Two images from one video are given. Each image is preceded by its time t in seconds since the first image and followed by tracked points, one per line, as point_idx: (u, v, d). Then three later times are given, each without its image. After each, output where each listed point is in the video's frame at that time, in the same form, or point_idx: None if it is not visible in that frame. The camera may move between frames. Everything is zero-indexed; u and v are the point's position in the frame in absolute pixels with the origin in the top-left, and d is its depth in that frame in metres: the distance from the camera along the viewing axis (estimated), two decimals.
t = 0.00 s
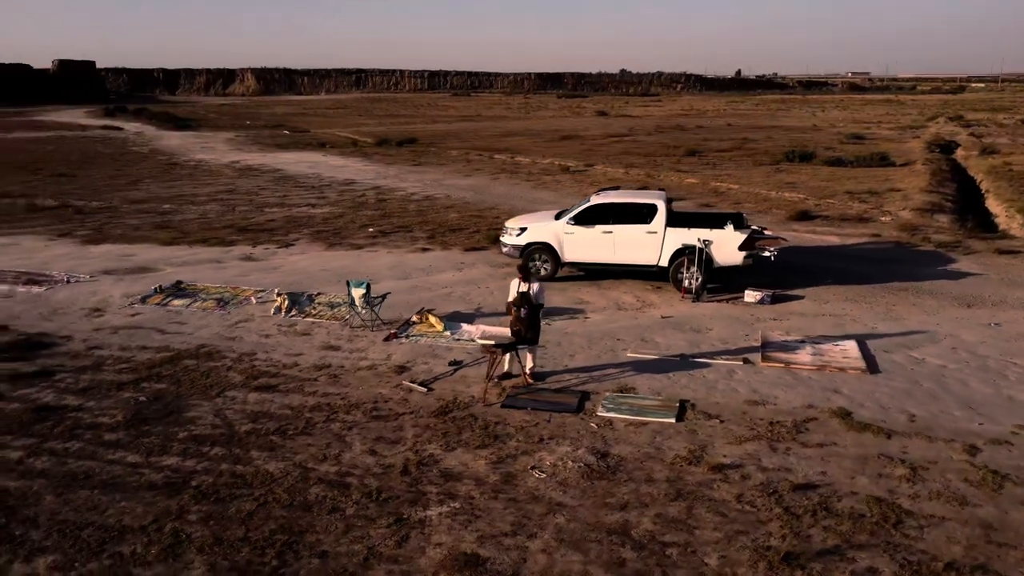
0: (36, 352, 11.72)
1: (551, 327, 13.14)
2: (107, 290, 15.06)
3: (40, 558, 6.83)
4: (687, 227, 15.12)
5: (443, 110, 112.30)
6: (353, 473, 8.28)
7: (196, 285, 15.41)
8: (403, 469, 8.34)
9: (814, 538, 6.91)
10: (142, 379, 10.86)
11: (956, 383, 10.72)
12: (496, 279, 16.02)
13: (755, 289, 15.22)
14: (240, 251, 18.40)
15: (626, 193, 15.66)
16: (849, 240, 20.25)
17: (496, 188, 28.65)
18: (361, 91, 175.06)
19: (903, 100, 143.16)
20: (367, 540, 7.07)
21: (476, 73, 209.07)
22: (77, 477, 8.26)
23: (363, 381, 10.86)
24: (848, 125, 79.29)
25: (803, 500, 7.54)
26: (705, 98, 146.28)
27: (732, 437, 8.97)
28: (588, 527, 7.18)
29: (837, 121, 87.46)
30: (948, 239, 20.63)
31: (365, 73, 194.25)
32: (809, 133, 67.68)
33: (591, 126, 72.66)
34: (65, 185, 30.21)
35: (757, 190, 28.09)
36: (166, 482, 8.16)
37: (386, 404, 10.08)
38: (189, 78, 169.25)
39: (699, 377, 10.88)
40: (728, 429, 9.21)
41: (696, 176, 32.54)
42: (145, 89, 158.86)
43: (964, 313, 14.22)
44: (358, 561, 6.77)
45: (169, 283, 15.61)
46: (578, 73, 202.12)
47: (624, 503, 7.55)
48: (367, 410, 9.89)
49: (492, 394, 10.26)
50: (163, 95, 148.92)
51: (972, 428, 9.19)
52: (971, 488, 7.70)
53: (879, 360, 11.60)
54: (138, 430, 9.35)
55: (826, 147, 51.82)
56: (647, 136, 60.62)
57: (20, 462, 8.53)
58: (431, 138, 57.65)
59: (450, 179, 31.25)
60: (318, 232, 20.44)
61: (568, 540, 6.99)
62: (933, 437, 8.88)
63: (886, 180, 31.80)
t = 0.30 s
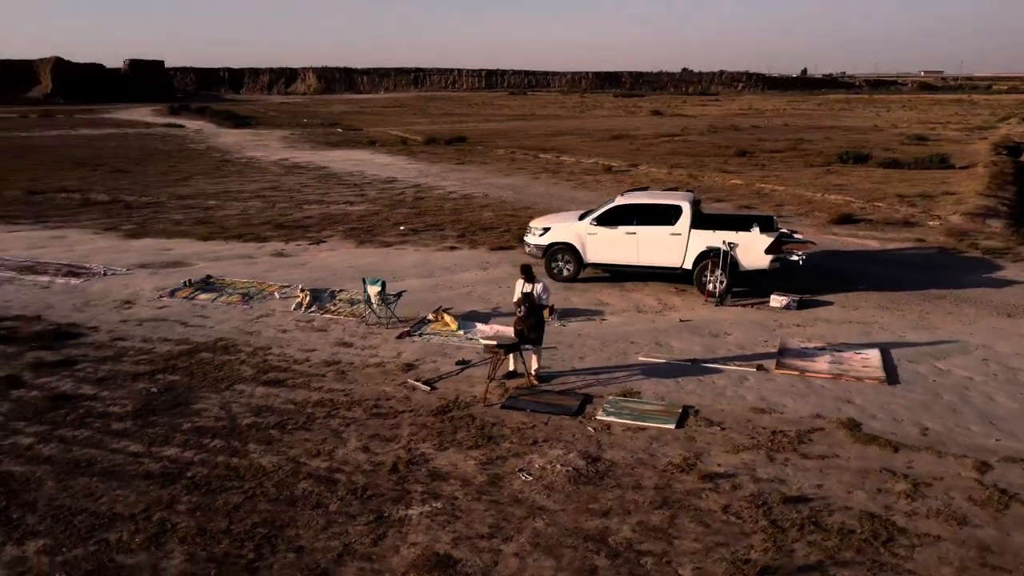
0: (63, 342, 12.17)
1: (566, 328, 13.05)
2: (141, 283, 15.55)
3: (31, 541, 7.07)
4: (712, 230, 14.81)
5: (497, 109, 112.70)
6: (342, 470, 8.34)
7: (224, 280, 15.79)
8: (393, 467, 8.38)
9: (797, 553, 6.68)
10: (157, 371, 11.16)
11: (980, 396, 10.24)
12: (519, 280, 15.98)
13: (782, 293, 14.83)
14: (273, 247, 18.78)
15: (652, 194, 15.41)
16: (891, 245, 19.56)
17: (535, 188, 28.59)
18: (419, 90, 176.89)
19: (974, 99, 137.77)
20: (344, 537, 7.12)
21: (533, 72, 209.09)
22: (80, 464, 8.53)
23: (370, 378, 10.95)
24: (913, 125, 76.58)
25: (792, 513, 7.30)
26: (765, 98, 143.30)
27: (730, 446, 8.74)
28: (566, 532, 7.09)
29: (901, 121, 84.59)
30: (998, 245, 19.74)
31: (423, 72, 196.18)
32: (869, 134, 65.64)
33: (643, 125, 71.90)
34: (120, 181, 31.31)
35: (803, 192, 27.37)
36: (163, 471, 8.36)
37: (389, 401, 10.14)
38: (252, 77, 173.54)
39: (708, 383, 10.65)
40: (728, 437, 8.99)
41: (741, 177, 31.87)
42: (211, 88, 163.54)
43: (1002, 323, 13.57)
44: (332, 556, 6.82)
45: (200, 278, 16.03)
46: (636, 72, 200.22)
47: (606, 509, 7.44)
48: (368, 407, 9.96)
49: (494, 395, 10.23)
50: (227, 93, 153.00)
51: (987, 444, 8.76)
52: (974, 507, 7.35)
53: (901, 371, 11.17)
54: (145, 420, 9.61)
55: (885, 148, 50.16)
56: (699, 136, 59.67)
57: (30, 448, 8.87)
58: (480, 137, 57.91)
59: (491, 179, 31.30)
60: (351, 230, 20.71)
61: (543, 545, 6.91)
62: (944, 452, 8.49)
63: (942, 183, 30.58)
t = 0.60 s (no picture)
0: (76, 335, 12.50)
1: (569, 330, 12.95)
2: (159, 278, 15.90)
3: (13, 529, 7.27)
4: (725, 232, 14.55)
5: (539, 108, 112.60)
6: (323, 467, 8.40)
7: (240, 276, 16.05)
8: (373, 465, 8.41)
9: (765, 565, 6.52)
10: (161, 366, 11.39)
11: (988, 407, 9.87)
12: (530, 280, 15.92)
13: (796, 297, 14.52)
14: (292, 245, 19.04)
15: (664, 195, 15.21)
16: (919, 249, 18.99)
17: (562, 187, 28.47)
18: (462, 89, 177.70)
19: None
20: (313, 534, 7.16)
21: (577, 71, 208.25)
22: (72, 455, 8.74)
23: (366, 376, 11.01)
24: (965, 125, 74.27)
25: (767, 524, 7.12)
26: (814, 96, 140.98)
27: (716, 453, 8.58)
28: (533, 536, 7.03)
29: (953, 121, 82.10)
30: None
31: (468, 70, 196.75)
32: (917, 134, 63.85)
33: (683, 125, 71.10)
34: (157, 177, 32.05)
35: (835, 193, 26.76)
36: (150, 464, 8.52)
37: (380, 400, 10.19)
38: (299, 75, 176.11)
39: (705, 388, 10.46)
40: (715, 444, 8.82)
41: (775, 178, 31.28)
42: (259, 87, 166.59)
43: None
44: (298, 553, 6.87)
45: (217, 274, 16.32)
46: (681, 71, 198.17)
47: (578, 514, 7.35)
48: (359, 405, 10.02)
49: (485, 395, 10.22)
50: (275, 92, 155.53)
51: (987, 458, 8.44)
52: (960, 524, 7.08)
53: (908, 379, 10.83)
54: (141, 413, 9.80)
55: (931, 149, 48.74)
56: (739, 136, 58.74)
57: (28, 438, 9.12)
58: (517, 136, 57.98)
59: (519, 178, 31.26)
60: (372, 228, 20.88)
61: (508, 548, 6.87)
62: (938, 466, 8.20)
63: (985, 186, 29.60)
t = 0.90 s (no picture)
0: (87, 328, 12.80)
1: (571, 330, 12.86)
2: (176, 273, 16.21)
3: None
4: (736, 233, 14.30)
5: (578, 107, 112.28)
6: (304, 463, 8.46)
7: (254, 272, 16.28)
8: (353, 463, 8.44)
9: None
10: (164, 359, 11.60)
11: (992, 418, 9.52)
12: (539, 280, 15.84)
13: (809, 301, 14.21)
14: (310, 242, 19.24)
15: (676, 196, 15.02)
16: (946, 253, 18.42)
17: (587, 187, 28.31)
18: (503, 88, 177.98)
19: None
20: (283, 530, 7.20)
21: (619, 70, 207.22)
22: (64, 445, 8.94)
23: (362, 373, 11.07)
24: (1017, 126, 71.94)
25: (739, 533, 6.97)
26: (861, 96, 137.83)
27: (700, 459, 8.42)
28: (500, 539, 6.98)
29: (1004, 121, 79.56)
30: None
31: (509, 70, 196.98)
32: (965, 134, 62.00)
33: (722, 124, 70.09)
34: (191, 174, 32.69)
35: (867, 195, 26.12)
36: (137, 455, 8.68)
37: (371, 398, 10.23)
38: (343, 73, 178.06)
39: (700, 392, 10.28)
40: (700, 449, 8.66)
41: (807, 178, 30.67)
42: (303, 86, 169.08)
43: None
44: (265, 548, 6.93)
45: (232, 269, 16.58)
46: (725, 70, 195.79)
47: (548, 518, 7.28)
48: (350, 403, 10.08)
49: (476, 395, 10.20)
50: (318, 91, 157.49)
51: (983, 471, 8.14)
52: (941, 539, 6.83)
53: (913, 387, 10.50)
54: (137, 405, 9.99)
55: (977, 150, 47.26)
56: (778, 136, 57.74)
57: (25, 427, 9.35)
58: (551, 135, 57.81)
59: (546, 177, 31.16)
60: (390, 226, 21.01)
61: (472, 550, 6.83)
62: (929, 478, 7.94)
63: None
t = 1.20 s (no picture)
0: (100, 322, 13.08)
1: (575, 331, 12.74)
2: (193, 268, 16.49)
3: None
4: (748, 235, 14.04)
5: (618, 106, 111.63)
6: (287, 459, 8.51)
7: (268, 268, 16.48)
8: (335, 460, 8.47)
9: None
10: (168, 353, 11.80)
11: (998, 430, 9.16)
12: (550, 279, 15.74)
13: (822, 305, 13.88)
14: (328, 239, 19.42)
15: (688, 196, 14.81)
16: (976, 257, 17.82)
17: (613, 186, 28.09)
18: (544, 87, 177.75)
19: None
20: (256, 526, 7.25)
21: (662, 69, 205.48)
22: (60, 435, 9.14)
23: (358, 371, 11.11)
24: None
25: (712, 543, 6.81)
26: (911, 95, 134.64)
27: (684, 465, 8.26)
28: (468, 541, 6.92)
29: None
30: None
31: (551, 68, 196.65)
32: (1015, 135, 60.05)
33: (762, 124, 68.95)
34: (224, 171, 33.27)
35: (900, 197, 25.43)
36: (128, 447, 8.83)
37: (364, 395, 10.26)
38: (385, 72, 179.66)
39: (695, 396, 10.10)
40: (686, 455, 8.49)
41: (840, 179, 29.99)
42: (346, 84, 171.07)
43: None
44: (235, 543, 6.98)
45: (248, 265, 16.81)
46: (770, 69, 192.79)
47: (520, 521, 7.21)
48: (342, 400, 10.12)
49: (469, 394, 10.18)
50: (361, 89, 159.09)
51: (979, 485, 7.83)
52: (922, 554, 6.59)
53: (918, 396, 10.17)
54: (135, 398, 10.17)
55: None
56: (818, 136, 56.63)
57: (25, 417, 9.59)
58: (586, 134, 57.51)
59: (573, 176, 30.99)
60: (409, 224, 21.10)
61: (438, 551, 6.79)
62: (919, 491, 7.67)
63: None
